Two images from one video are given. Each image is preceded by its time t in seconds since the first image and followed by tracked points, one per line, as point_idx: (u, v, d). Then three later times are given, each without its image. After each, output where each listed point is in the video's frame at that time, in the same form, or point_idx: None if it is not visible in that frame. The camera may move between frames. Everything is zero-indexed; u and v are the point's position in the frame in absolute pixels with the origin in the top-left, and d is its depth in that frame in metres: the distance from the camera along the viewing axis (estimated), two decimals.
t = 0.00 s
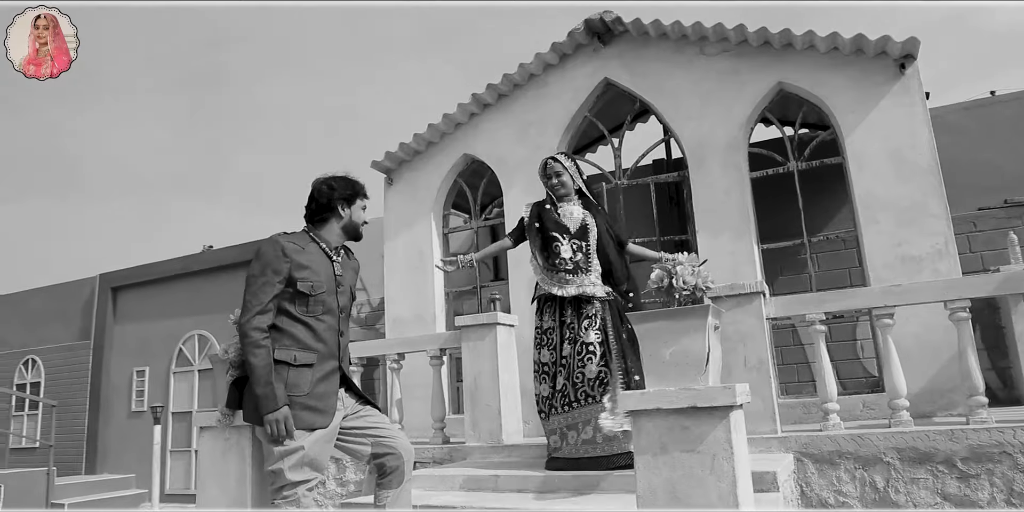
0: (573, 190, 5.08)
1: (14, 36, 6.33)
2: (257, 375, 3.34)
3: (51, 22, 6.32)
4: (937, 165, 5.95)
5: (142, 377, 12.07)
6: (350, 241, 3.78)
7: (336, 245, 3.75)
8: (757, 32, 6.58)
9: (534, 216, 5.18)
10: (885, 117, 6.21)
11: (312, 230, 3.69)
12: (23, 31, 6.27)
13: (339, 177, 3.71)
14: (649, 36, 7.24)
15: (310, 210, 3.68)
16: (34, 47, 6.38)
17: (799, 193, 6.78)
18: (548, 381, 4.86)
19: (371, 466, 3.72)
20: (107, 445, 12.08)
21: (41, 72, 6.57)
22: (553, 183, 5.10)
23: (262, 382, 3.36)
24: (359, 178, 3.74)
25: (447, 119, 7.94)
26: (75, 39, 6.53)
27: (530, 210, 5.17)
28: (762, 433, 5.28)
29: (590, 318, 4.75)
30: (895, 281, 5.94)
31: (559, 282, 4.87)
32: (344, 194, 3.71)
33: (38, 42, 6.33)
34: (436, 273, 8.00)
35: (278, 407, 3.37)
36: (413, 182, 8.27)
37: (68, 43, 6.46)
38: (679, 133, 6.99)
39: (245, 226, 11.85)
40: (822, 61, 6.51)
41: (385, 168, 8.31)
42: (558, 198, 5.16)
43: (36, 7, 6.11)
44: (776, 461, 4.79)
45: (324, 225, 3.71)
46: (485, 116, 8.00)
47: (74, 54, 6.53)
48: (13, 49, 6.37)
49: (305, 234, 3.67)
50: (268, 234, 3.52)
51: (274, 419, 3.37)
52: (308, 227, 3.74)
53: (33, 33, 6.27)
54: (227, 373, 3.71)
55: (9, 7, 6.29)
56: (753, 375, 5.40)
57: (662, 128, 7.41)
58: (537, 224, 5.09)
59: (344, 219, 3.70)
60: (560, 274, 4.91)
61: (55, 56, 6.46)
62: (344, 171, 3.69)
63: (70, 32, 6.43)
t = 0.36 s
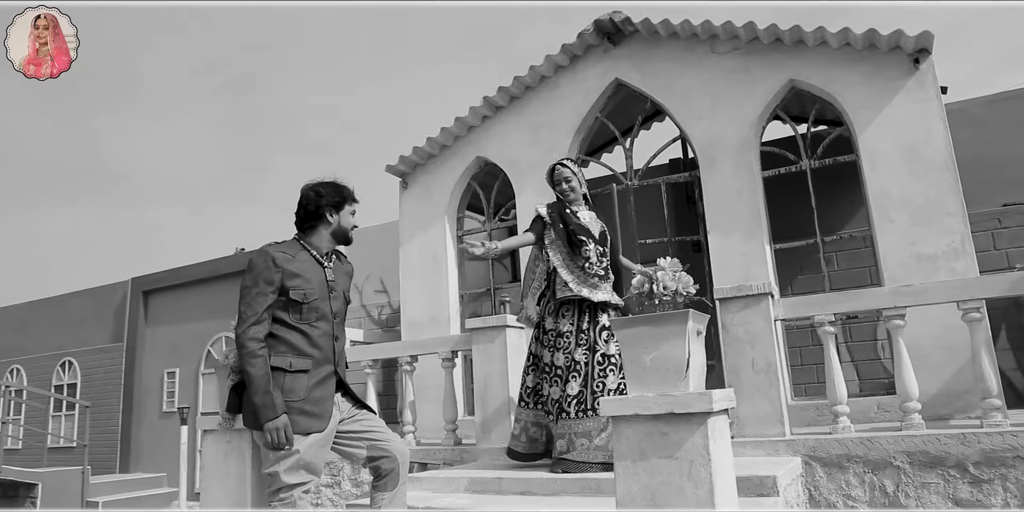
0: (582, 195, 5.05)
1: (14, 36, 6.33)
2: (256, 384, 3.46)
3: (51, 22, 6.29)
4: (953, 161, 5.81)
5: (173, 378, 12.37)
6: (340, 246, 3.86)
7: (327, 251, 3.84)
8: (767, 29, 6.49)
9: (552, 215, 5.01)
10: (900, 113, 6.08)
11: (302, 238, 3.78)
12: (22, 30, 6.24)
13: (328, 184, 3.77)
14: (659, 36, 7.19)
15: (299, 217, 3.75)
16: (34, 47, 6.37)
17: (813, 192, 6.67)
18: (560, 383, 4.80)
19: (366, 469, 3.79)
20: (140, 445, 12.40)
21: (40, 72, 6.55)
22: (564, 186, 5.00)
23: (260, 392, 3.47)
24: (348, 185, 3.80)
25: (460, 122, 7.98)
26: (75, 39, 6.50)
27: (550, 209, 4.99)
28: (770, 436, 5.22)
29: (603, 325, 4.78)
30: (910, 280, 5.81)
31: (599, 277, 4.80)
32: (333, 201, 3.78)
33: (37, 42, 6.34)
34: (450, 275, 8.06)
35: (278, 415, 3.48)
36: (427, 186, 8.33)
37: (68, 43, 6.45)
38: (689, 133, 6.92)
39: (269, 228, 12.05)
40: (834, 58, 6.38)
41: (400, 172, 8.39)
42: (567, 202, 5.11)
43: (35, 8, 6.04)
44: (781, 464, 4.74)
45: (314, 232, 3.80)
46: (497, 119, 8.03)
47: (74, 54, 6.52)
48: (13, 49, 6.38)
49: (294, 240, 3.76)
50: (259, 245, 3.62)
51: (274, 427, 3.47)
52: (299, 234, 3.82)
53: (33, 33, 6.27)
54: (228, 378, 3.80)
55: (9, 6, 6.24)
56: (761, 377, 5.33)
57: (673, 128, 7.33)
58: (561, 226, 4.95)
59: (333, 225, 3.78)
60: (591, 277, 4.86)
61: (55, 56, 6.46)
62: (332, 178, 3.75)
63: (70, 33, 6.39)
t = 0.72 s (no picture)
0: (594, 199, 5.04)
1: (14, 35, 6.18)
2: (252, 391, 3.56)
3: (51, 22, 6.12)
4: (967, 157, 5.66)
5: (201, 378, 12.61)
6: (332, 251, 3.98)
7: (319, 255, 3.94)
8: (777, 25, 6.38)
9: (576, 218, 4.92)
10: (913, 108, 5.94)
11: (294, 244, 3.90)
12: (22, 30, 6.08)
13: (317, 189, 3.85)
14: (669, 34, 7.12)
15: (290, 223, 3.85)
16: (34, 47, 6.22)
17: (824, 189, 6.56)
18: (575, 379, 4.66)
19: (361, 470, 3.84)
20: (170, 443, 12.69)
21: (40, 72, 6.42)
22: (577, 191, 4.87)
23: (257, 398, 3.57)
24: (337, 189, 3.89)
25: (471, 124, 8.02)
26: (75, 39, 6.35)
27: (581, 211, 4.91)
28: (777, 438, 5.17)
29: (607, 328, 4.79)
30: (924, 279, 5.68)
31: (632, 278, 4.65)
32: (323, 206, 3.87)
33: (37, 42, 6.18)
34: (463, 276, 8.10)
35: (274, 421, 3.57)
36: (440, 188, 8.39)
37: (68, 43, 6.31)
38: (699, 131, 6.85)
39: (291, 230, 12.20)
40: (846, 52, 6.25)
41: (413, 175, 8.46)
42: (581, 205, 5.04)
43: (35, 8, 5.88)
44: (785, 467, 4.69)
45: (305, 238, 3.91)
46: (508, 120, 8.05)
47: (74, 54, 6.38)
48: (13, 48, 6.24)
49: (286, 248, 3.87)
50: (252, 254, 3.74)
51: (270, 433, 3.56)
52: (291, 240, 3.93)
53: (33, 33, 6.11)
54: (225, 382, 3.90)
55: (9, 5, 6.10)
56: (768, 379, 5.28)
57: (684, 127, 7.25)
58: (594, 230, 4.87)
59: (323, 230, 3.89)
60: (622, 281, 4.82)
61: (55, 56, 6.32)
62: (321, 184, 3.83)
63: (69, 32, 6.25)
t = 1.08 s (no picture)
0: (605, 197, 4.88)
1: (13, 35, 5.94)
2: (247, 397, 3.59)
3: (51, 21, 5.89)
4: (983, 152, 5.50)
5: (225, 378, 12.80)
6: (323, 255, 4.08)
7: (311, 260, 4.04)
8: (787, 19, 6.25)
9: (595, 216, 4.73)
10: (927, 102, 5.79)
11: (287, 249, 4.00)
12: (22, 30, 5.84)
13: (310, 194, 3.97)
14: (678, 30, 7.03)
15: (282, 229, 3.95)
16: (35, 47, 5.96)
17: (837, 186, 6.43)
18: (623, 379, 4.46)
19: (356, 473, 3.86)
20: (196, 442, 12.92)
21: (40, 72, 6.17)
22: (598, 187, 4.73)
23: (252, 404, 3.60)
24: (329, 195, 4.01)
25: (481, 124, 8.03)
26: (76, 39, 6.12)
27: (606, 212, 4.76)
28: (785, 440, 5.09)
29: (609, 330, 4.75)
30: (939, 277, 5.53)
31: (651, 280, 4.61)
32: (314, 212, 3.99)
33: (37, 42, 5.92)
34: (474, 276, 8.10)
35: (268, 426, 3.60)
36: (452, 188, 8.40)
37: (68, 43, 6.04)
38: (709, 129, 6.76)
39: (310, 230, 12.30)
40: (859, 46, 6.11)
41: (425, 176, 8.48)
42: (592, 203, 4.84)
43: (35, 7, 5.66)
44: (789, 471, 4.60)
45: (298, 243, 4.01)
46: (518, 120, 8.03)
47: (74, 54, 6.13)
48: (13, 48, 5.97)
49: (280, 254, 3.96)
50: (244, 261, 3.81)
51: (265, 438, 3.59)
52: (285, 246, 4.03)
53: (33, 33, 5.85)
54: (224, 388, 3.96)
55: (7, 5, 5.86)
56: (775, 380, 5.19)
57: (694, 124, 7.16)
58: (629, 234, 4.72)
59: (314, 235, 3.99)
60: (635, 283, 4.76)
61: (55, 57, 6.06)
62: (313, 189, 3.95)
63: (70, 32, 6.00)
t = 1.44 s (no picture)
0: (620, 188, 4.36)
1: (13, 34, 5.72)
2: (243, 400, 3.65)
3: (51, 21, 5.66)
4: (1000, 144, 5.32)
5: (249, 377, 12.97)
6: (317, 258, 4.16)
7: (305, 263, 4.12)
8: (798, 12, 6.12)
9: (632, 214, 4.26)
10: (942, 95, 5.62)
11: (281, 252, 4.08)
12: (22, 30, 5.62)
13: (303, 198, 4.05)
14: (688, 25, 6.93)
15: (276, 232, 4.03)
16: (35, 47, 5.75)
17: (851, 181, 6.28)
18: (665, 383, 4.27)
19: (351, 474, 3.88)
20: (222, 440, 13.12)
21: (39, 71, 5.95)
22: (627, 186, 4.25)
23: (248, 407, 3.65)
24: (321, 199, 4.08)
25: (492, 124, 8.02)
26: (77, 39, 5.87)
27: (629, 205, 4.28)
28: (793, 442, 4.99)
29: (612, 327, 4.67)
30: (955, 274, 5.38)
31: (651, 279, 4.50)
32: (307, 216, 4.06)
33: (37, 42, 5.71)
34: (487, 276, 8.09)
35: (263, 429, 3.64)
36: (464, 188, 8.41)
37: (69, 43, 5.80)
38: (719, 125, 6.66)
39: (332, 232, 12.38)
40: (872, 38, 5.96)
41: (437, 176, 8.51)
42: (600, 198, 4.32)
43: (34, 7, 5.45)
44: (795, 473, 4.51)
45: (291, 246, 4.09)
46: (529, 119, 8.00)
47: (74, 54, 5.89)
48: (12, 47, 5.73)
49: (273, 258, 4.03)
50: (238, 266, 3.88)
51: (260, 441, 3.63)
52: (279, 250, 4.10)
53: (32, 33, 5.64)
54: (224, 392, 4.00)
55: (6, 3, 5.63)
56: (783, 381, 5.09)
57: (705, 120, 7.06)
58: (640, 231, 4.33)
59: (307, 239, 4.07)
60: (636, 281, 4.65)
61: (55, 56, 5.85)
62: (306, 193, 4.03)
63: (70, 32, 5.77)
